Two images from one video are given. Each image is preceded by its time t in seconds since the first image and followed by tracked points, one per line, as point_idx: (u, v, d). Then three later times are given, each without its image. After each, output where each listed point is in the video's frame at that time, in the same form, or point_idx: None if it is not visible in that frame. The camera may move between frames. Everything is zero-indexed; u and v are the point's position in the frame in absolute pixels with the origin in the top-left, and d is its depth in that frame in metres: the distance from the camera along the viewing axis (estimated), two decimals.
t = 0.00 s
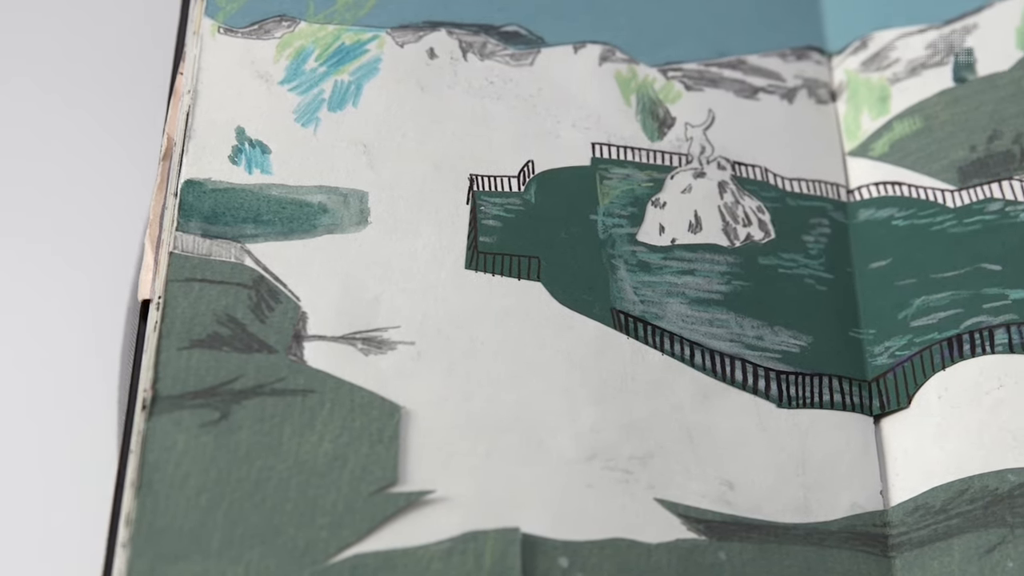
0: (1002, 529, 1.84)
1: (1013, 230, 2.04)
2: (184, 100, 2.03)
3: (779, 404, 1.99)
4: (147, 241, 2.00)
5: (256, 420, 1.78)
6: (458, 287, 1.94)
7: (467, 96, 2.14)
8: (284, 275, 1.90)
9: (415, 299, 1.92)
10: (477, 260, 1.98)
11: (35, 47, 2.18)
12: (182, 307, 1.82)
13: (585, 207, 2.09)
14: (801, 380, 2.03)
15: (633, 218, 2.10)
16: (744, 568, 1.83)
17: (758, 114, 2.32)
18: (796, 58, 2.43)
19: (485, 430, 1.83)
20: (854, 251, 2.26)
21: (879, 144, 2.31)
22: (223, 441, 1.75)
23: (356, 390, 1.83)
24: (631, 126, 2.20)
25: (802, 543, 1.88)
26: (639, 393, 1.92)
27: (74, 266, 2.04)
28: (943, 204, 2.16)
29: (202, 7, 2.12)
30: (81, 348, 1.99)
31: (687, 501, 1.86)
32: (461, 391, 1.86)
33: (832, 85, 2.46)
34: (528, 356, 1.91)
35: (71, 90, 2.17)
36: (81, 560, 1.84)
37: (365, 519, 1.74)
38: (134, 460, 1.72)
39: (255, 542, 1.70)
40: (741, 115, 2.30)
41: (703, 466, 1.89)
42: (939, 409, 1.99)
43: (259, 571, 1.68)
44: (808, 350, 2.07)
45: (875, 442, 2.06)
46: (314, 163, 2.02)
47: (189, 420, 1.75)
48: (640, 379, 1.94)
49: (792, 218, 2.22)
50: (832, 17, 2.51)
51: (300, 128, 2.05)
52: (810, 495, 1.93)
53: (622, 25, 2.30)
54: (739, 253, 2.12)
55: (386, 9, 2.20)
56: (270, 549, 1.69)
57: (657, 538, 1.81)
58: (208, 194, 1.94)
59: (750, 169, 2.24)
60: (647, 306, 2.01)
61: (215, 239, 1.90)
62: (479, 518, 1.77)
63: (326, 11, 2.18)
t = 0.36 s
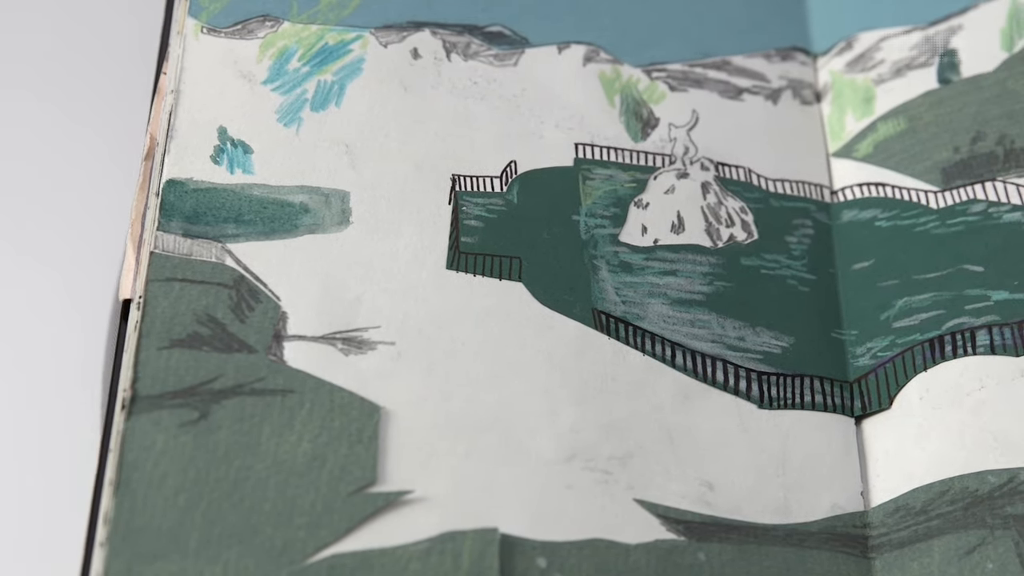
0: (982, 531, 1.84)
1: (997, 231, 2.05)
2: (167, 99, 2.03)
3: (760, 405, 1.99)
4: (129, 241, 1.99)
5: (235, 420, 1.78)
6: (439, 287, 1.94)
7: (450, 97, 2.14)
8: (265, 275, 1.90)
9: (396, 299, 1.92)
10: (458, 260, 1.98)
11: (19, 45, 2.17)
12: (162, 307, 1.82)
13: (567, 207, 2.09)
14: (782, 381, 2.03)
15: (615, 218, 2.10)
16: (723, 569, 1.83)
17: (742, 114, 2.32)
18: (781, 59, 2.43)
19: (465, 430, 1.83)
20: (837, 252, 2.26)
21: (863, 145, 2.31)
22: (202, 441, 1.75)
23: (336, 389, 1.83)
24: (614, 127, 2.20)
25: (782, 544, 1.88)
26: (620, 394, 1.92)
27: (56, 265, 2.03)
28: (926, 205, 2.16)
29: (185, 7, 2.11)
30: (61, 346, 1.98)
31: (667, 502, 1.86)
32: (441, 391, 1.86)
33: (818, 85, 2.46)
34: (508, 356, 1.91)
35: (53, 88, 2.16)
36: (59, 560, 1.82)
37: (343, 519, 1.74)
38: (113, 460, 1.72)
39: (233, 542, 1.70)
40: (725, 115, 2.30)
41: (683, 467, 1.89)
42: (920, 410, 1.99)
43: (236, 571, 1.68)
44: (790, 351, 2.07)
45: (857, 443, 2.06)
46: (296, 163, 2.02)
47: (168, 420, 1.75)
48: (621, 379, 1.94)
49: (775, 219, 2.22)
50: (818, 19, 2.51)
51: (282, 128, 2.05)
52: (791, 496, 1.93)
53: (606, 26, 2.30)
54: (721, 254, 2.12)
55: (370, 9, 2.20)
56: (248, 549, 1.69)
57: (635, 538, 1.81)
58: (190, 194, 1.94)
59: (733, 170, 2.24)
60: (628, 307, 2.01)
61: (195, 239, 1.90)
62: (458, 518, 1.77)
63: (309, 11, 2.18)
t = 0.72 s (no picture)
0: (962, 532, 1.84)
1: (980, 232, 2.05)
2: (150, 99, 2.02)
3: (741, 406, 1.99)
4: (110, 240, 1.98)
5: (214, 419, 1.78)
6: (420, 287, 1.94)
7: (433, 96, 2.14)
8: (245, 275, 1.90)
9: (377, 299, 1.92)
10: (440, 261, 1.98)
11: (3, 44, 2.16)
12: (142, 306, 1.82)
13: (550, 207, 2.09)
14: (764, 382, 2.03)
15: (598, 219, 2.10)
16: (703, 569, 1.82)
17: (727, 115, 2.32)
18: (766, 59, 2.43)
19: (444, 430, 1.83)
20: (820, 253, 2.26)
21: (848, 146, 2.31)
22: (181, 440, 1.75)
23: (316, 389, 1.83)
24: (597, 127, 2.20)
25: (762, 545, 1.88)
26: (600, 395, 1.92)
27: (37, 265, 2.02)
28: (909, 205, 2.17)
29: (168, 7, 2.11)
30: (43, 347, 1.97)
31: (646, 503, 1.86)
32: (420, 391, 1.86)
33: (801, 87, 2.46)
34: (489, 356, 1.91)
35: (35, 87, 2.15)
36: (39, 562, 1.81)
37: (322, 519, 1.73)
38: (92, 459, 1.71)
39: (211, 542, 1.69)
40: (710, 116, 2.30)
41: (663, 467, 1.89)
42: (901, 411, 1.99)
43: (214, 571, 1.68)
44: (772, 352, 2.07)
45: (838, 444, 2.06)
46: (278, 163, 2.02)
47: (147, 419, 1.75)
48: (601, 379, 1.94)
49: (758, 220, 2.22)
50: (803, 20, 2.52)
51: (264, 128, 2.05)
52: (771, 497, 1.93)
53: (590, 26, 2.31)
54: (704, 254, 2.13)
55: (354, 9, 2.20)
56: (225, 548, 1.69)
57: (615, 538, 1.81)
58: (171, 193, 1.94)
59: (716, 170, 2.24)
60: (610, 307, 2.01)
61: (176, 238, 1.90)
62: (436, 518, 1.76)
63: (293, 11, 2.18)
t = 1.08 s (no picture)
0: (942, 533, 1.84)
1: (962, 233, 2.05)
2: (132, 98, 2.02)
3: (722, 406, 1.99)
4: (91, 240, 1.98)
5: (193, 419, 1.77)
6: (401, 287, 1.95)
7: (416, 96, 2.14)
8: (226, 275, 1.90)
9: (357, 299, 1.92)
10: (421, 260, 1.98)
11: None
12: (122, 306, 1.82)
13: (532, 208, 2.09)
14: (745, 383, 2.03)
15: (580, 219, 2.10)
16: (681, 570, 1.83)
17: (710, 115, 2.32)
18: (750, 60, 2.43)
19: (423, 430, 1.83)
20: (803, 253, 2.26)
21: (831, 146, 2.31)
22: (159, 440, 1.74)
23: (295, 389, 1.83)
24: (580, 127, 2.20)
25: (741, 545, 1.88)
26: (580, 395, 1.92)
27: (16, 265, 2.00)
28: (892, 206, 2.17)
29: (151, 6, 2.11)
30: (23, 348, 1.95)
31: (625, 503, 1.86)
32: (400, 391, 1.86)
33: (785, 88, 2.46)
34: (469, 356, 1.91)
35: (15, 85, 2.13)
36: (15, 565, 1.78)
37: (300, 519, 1.73)
38: (70, 459, 1.71)
39: (188, 541, 1.69)
40: (693, 116, 2.30)
41: (642, 468, 1.90)
42: (882, 412, 1.99)
43: (191, 570, 1.67)
44: (754, 352, 2.08)
45: (819, 444, 2.06)
46: (259, 163, 2.02)
47: (126, 419, 1.74)
48: (582, 379, 1.94)
49: (741, 220, 2.22)
50: (788, 21, 2.52)
51: (246, 127, 2.04)
52: (751, 498, 1.93)
53: (574, 27, 2.31)
54: (686, 254, 2.13)
55: (337, 8, 2.20)
56: (203, 548, 1.69)
57: (593, 539, 1.81)
58: (153, 193, 1.94)
59: (699, 171, 2.24)
60: (591, 307, 2.01)
61: (157, 238, 1.90)
62: (415, 518, 1.76)
63: (276, 11, 2.18)
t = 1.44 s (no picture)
0: (921, 534, 1.84)
1: (944, 234, 2.06)
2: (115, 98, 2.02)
3: (703, 407, 1.99)
4: (73, 239, 1.98)
5: (172, 419, 1.77)
6: (381, 287, 1.94)
7: (399, 96, 2.14)
8: (206, 275, 1.90)
9: (337, 299, 1.92)
10: (402, 260, 1.98)
11: None
12: (102, 305, 1.82)
13: (514, 208, 2.09)
14: (727, 383, 2.03)
15: (562, 220, 2.10)
16: (660, 570, 1.83)
17: (695, 115, 2.32)
18: (735, 60, 2.43)
19: (403, 430, 1.83)
20: (787, 254, 2.26)
21: (815, 147, 2.31)
22: (138, 439, 1.74)
23: (275, 389, 1.83)
24: (563, 127, 2.21)
25: (721, 545, 1.88)
26: (560, 395, 1.92)
27: None
28: (875, 207, 2.17)
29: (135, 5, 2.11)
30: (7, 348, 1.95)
31: (605, 503, 1.86)
32: (379, 391, 1.86)
33: (771, 88, 2.46)
34: (449, 357, 1.91)
35: None
36: None
37: (278, 518, 1.74)
38: (49, 458, 1.71)
39: (166, 540, 1.69)
40: (678, 116, 2.30)
41: (622, 468, 1.90)
42: (863, 413, 1.99)
43: (168, 570, 1.67)
44: (735, 353, 2.08)
45: (800, 445, 2.06)
46: (241, 163, 2.02)
47: (105, 418, 1.74)
48: (562, 380, 1.94)
49: (724, 221, 2.22)
50: (774, 21, 2.52)
51: (228, 127, 2.04)
52: (731, 498, 1.93)
53: (558, 27, 2.31)
54: (669, 255, 2.13)
55: (321, 8, 2.21)
56: (181, 548, 1.69)
57: (572, 539, 1.81)
58: (134, 192, 1.94)
59: (683, 171, 2.24)
60: (572, 308, 2.01)
61: (138, 237, 1.90)
62: (393, 518, 1.76)
63: (259, 11, 2.18)
